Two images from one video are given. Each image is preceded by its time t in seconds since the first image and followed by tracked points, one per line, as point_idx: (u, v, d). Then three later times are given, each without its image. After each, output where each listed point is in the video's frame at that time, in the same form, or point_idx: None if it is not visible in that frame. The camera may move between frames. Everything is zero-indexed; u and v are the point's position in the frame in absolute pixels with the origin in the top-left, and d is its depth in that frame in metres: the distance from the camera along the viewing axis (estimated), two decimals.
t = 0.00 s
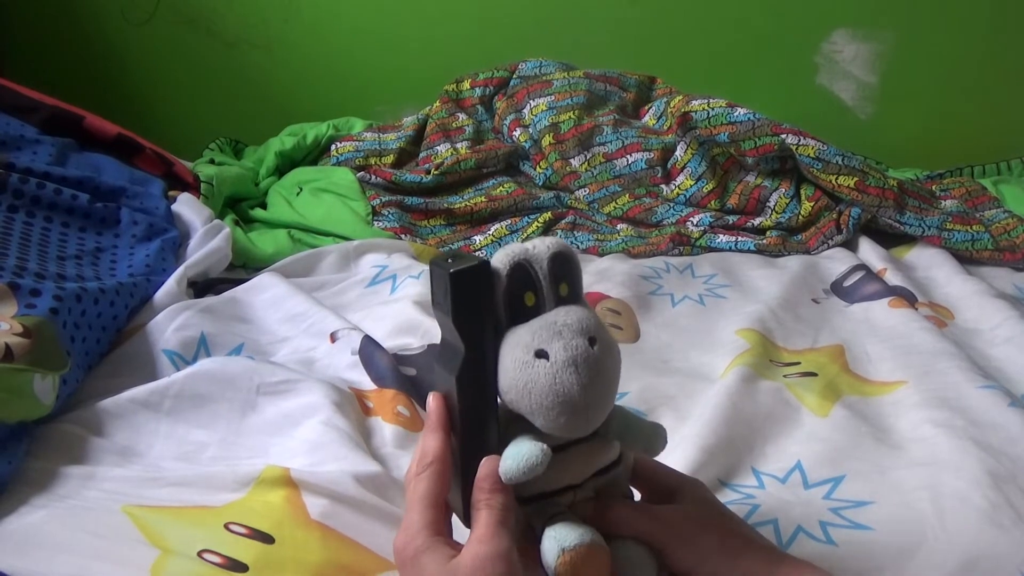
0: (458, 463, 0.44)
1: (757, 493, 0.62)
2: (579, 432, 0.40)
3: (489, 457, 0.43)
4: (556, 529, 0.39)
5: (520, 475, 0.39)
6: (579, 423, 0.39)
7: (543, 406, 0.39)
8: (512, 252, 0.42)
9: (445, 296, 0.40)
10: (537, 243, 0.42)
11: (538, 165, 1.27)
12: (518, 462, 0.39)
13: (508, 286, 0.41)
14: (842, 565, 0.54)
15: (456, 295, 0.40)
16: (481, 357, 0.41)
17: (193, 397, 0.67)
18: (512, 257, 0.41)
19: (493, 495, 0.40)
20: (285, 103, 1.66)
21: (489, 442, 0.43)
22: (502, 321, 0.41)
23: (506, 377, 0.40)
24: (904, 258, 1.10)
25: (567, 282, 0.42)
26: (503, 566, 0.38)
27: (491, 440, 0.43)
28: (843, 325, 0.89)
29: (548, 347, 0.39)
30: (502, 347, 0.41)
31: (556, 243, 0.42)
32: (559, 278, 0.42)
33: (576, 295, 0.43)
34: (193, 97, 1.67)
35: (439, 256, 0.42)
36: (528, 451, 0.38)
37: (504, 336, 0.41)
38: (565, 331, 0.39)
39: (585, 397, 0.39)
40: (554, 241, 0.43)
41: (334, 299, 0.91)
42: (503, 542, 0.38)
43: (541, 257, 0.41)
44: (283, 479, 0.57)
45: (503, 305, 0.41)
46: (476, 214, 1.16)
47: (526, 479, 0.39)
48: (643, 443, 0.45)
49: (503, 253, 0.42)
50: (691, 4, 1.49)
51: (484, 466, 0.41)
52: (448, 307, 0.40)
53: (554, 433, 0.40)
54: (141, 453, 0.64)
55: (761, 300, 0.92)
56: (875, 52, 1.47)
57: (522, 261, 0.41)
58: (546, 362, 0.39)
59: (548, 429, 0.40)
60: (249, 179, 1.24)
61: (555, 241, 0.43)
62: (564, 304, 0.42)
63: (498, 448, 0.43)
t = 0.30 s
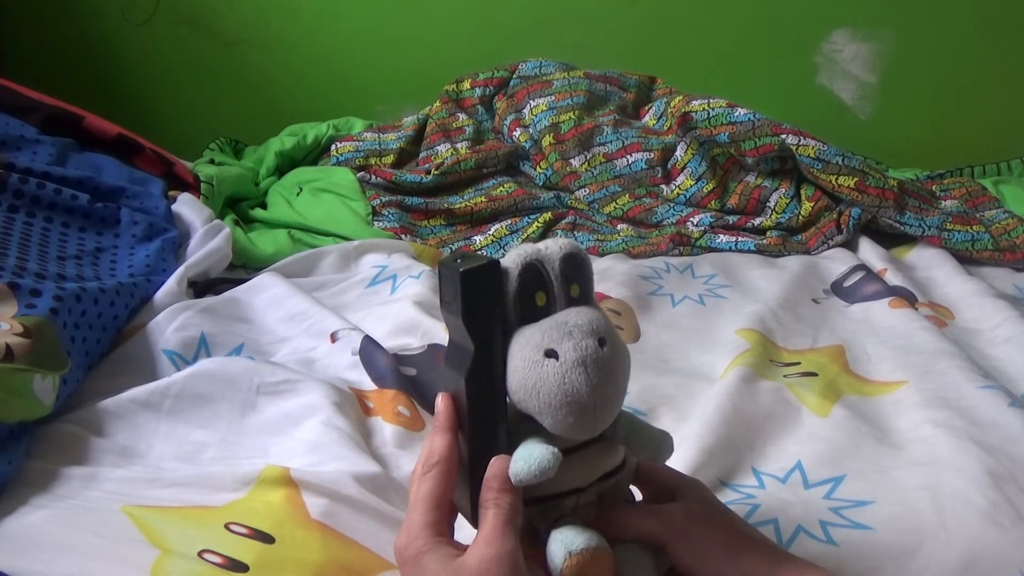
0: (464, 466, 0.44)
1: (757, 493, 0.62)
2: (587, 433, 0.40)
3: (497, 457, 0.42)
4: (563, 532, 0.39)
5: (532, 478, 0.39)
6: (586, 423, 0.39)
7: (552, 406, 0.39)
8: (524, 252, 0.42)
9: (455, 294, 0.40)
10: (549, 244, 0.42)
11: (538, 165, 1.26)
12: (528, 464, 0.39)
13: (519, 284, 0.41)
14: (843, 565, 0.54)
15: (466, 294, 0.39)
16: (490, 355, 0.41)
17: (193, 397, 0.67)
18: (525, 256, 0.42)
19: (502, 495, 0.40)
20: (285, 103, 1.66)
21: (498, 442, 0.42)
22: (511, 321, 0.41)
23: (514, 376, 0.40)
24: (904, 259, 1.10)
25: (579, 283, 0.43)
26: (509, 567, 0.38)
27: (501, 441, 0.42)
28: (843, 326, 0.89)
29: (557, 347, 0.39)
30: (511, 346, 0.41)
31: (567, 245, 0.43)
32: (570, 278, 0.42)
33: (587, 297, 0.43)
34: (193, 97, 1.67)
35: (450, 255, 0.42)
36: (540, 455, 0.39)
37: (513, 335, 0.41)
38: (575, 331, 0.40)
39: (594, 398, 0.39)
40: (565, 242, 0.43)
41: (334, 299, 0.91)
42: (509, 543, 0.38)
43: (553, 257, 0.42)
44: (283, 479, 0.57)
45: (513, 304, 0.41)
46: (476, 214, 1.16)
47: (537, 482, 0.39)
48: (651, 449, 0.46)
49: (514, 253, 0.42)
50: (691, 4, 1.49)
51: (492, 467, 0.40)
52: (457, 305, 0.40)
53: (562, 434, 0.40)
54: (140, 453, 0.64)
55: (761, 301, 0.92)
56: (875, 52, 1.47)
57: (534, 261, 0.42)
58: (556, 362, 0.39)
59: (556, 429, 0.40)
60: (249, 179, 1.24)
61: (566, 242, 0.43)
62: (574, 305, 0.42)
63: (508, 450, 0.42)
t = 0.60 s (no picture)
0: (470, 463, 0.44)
1: (757, 492, 0.61)
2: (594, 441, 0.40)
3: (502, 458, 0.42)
4: (567, 533, 0.39)
5: (538, 482, 0.38)
6: (596, 433, 0.40)
7: (563, 414, 0.39)
8: (542, 255, 0.41)
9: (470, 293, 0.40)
10: (568, 249, 0.42)
11: (538, 164, 1.26)
12: (534, 467, 0.38)
13: (535, 288, 0.40)
14: (843, 564, 0.54)
15: (480, 294, 0.40)
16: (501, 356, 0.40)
17: (193, 395, 0.67)
18: (542, 260, 0.41)
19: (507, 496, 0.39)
20: (285, 102, 1.66)
21: (503, 444, 0.42)
22: (525, 325, 0.41)
23: (526, 382, 0.40)
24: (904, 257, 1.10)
25: (595, 290, 0.42)
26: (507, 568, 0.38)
27: (506, 444, 0.42)
28: (843, 324, 0.89)
29: (572, 355, 0.39)
30: (524, 350, 0.40)
31: (586, 250, 0.42)
32: (587, 284, 0.42)
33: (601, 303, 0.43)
34: (192, 96, 1.67)
35: (467, 254, 0.41)
36: (547, 459, 0.38)
37: (526, 339, 0.41)
38: (590, 340, 0.40)
39: (605, 408, 0.39)
40: (582, 246, 0.43)
41: (333, 298, 0.91)
42: (511, 543, 0.38)
43: (571, 262, 0.41)
44: (283, 477, 0.57)
45: (529, 309, 0.40)
46: (476, 212, 1.16)
47: (543, 486, 0.39)
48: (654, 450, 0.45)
49: (532, 256, 0.41)
50: (690, 2, 1.49)
51: (497, 467, 0.40)
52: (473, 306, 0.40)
53: (570, 441, 0.40)
54: (140, 452, 0.64)
55: (761, 299, 0.92)
56: (875, 50, 1.47)
57: (552, 264, 0.41)
58: (570, 371, 0.39)
59: (566, 436, 0.40)
60: (249, 177, 1.24)
61: (584, 247, 0.42)
62: (589, 311, 0.42)
63: (512, 452, 0.42)
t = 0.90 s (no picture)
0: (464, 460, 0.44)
1: (757, 492, 0.62)
2: (581, 441, 0.40)
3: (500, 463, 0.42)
4: (571, 547, 0.40)
5: (538, 500, 0.38)
6: (582, 432, 0.39)
7: (547, 413, 0.39)
8: (531, 253, 0.41)
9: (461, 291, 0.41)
10: (558, 246, 0.41)
11: (538, 164, 1.26)
12: (537, 485, 0.38)
13: (523, 287, 0.40)
14: (843, 564, 0.54)
15: (467, 292, 0.40)
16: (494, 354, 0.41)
17: (193, 396, 0.67)
18: (532, 257, 0.40)
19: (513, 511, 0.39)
20: (286, 102, 1.66)
21: (503, 446, 0.42)
22: (515, 323, 0.41)
23: (513, 379, 0.40)
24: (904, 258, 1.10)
25: (586, 288, 0.41)
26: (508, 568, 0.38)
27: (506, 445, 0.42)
28: (843, 324, 0.89)
29: (556, 354, 0.39)
30: (512, 347, 0.40)
31: (577, 248, 0.41)
32: (577, 282, 0.41)
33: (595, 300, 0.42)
34: (192, 96, 1.67)
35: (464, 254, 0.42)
36: (548, 479, 0.38)
37: (515, 337, 0.41)
38: (575, 338, 0.39)
39: (588, 407, 0.39)
40: (576, 244, 0.42)
41: (334, 298, 0.91)
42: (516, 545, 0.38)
43: (561, 260, 0.40)
44: (283, 477, 0.57)
45: (518, 306, 0.40)
46: (476, 213, 1.16)
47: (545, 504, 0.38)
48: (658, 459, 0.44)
49: (522, 253, 0.41)
50: (690, 3, 1.49)
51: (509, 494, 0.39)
52: (463, 305, 0.41)
53: (556, 440, 0.40)
54: (140, 452, 0.64)
55: (761, 299, 0.92)
56: (875, 50, 1.47)
57: (540, 263, 0.40)
58: (553, 369, 0.38)
59: (551, 435, 0.39)
60: (249, 178, 1.24)
61: (577, 245, 0.42)
62: (580, 309, 0.41)
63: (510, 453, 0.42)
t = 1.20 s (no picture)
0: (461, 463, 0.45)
1: (756, 492, 0.62)
2: (584, 444, 0.40)
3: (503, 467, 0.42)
4: (569, 545, 0.40)
5: (537, 498, 0.39)
6: (584, 436, 0.39)
7: (550, 416, 0.39)
8: (534, 256, 0.41)
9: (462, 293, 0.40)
10: (561, 250, 0.41)
11: (538, 164, 1.26)
12: (534, 483, 0.39)
13: (526, 290, 0.40)
14: (843, 564, 0.54)
15: (470, 294, 0.40)
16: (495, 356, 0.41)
17: (193, 396, 0.67)
18: (534, 260, 0.41)
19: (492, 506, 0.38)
20: (286, 103, 1.66)
21: (506, 450, 0.42)
22: (517, 325, 0.41)
23: (515, 382, 0.40)
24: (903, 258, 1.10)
25: (589, 292, 0.42)
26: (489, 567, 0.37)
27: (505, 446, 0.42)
28: (843, 324, 0.89)
29: (560, 357, 0.39)
30: (514, 350, 0.40)
31: (579, 252, 0.42)
32: (580, 286, 0.41)
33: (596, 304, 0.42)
34: (193, 97, 1.67)
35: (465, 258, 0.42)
36: (546, 476, 0.39)
37: (517, 340, 0.41)
38: (579, 342, 0.39)
39: (592, 411, 0.39)
40: (578, 247, 0.42)
41: (333, 299, 0.91)
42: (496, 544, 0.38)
43: (564, 263, 0.41)
44: (283, 478, 0.57)
45: (521, 309, 0.40)
46: (476, 213, 1.16)
47: (541, 501, 0.39)
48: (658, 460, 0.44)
49: (524, 256, 0.41)
50: (690, 4, 1.49)
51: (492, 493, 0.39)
52: (464, 308, 0.41)
53: (559, 443, 0.40)
54: (140, 452, 0.64)
55: (761, 300, 0.92)
56: (875, 51, 1.47)
57: (543, 266, 0.40)
58: (556, 373, 0.38)
59: (554, 439, 0.39)
60: (249, 178, 1.24)
61: (580, 249, 0.42)
62: (583, 313, 0.41)
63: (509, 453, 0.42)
